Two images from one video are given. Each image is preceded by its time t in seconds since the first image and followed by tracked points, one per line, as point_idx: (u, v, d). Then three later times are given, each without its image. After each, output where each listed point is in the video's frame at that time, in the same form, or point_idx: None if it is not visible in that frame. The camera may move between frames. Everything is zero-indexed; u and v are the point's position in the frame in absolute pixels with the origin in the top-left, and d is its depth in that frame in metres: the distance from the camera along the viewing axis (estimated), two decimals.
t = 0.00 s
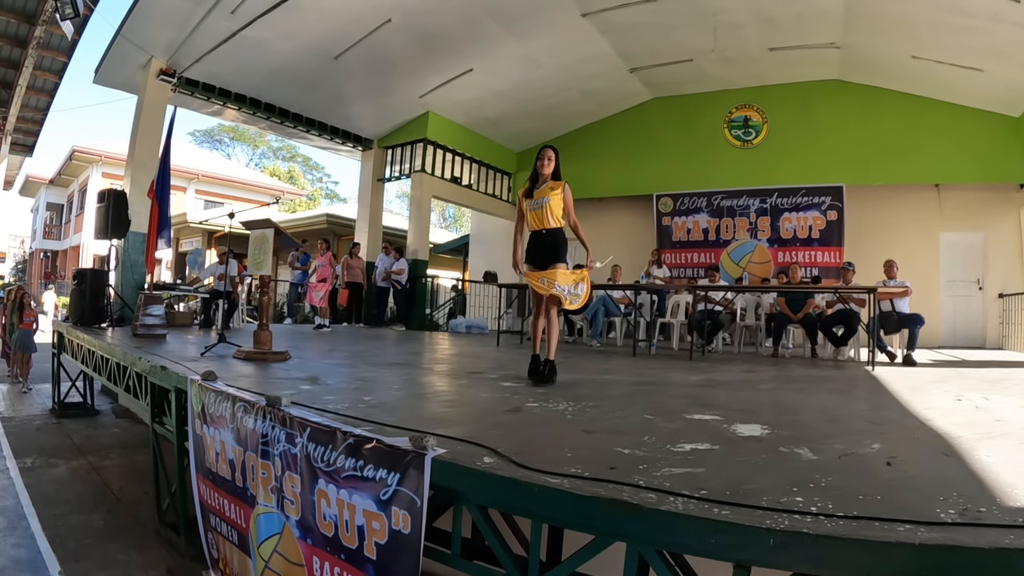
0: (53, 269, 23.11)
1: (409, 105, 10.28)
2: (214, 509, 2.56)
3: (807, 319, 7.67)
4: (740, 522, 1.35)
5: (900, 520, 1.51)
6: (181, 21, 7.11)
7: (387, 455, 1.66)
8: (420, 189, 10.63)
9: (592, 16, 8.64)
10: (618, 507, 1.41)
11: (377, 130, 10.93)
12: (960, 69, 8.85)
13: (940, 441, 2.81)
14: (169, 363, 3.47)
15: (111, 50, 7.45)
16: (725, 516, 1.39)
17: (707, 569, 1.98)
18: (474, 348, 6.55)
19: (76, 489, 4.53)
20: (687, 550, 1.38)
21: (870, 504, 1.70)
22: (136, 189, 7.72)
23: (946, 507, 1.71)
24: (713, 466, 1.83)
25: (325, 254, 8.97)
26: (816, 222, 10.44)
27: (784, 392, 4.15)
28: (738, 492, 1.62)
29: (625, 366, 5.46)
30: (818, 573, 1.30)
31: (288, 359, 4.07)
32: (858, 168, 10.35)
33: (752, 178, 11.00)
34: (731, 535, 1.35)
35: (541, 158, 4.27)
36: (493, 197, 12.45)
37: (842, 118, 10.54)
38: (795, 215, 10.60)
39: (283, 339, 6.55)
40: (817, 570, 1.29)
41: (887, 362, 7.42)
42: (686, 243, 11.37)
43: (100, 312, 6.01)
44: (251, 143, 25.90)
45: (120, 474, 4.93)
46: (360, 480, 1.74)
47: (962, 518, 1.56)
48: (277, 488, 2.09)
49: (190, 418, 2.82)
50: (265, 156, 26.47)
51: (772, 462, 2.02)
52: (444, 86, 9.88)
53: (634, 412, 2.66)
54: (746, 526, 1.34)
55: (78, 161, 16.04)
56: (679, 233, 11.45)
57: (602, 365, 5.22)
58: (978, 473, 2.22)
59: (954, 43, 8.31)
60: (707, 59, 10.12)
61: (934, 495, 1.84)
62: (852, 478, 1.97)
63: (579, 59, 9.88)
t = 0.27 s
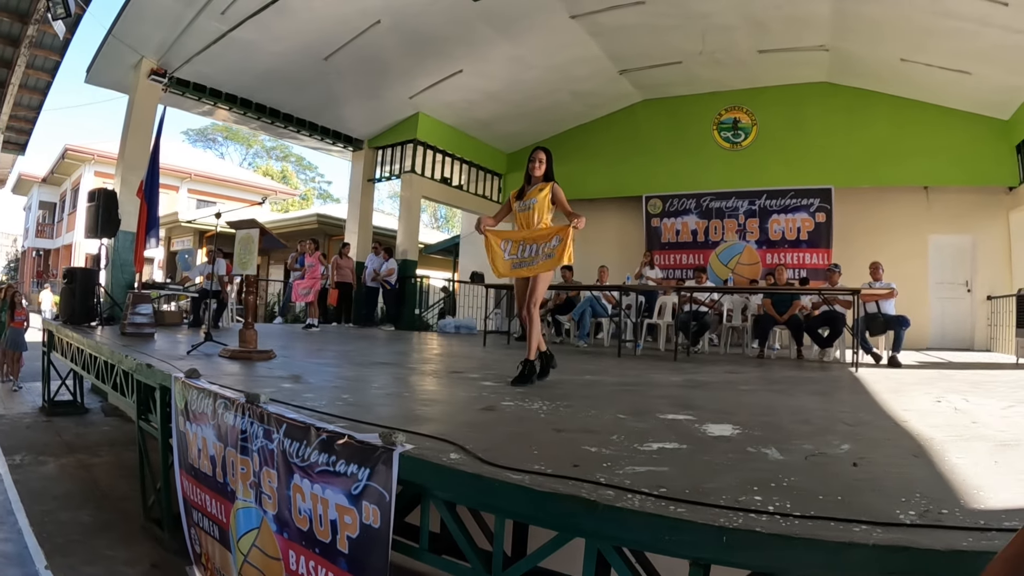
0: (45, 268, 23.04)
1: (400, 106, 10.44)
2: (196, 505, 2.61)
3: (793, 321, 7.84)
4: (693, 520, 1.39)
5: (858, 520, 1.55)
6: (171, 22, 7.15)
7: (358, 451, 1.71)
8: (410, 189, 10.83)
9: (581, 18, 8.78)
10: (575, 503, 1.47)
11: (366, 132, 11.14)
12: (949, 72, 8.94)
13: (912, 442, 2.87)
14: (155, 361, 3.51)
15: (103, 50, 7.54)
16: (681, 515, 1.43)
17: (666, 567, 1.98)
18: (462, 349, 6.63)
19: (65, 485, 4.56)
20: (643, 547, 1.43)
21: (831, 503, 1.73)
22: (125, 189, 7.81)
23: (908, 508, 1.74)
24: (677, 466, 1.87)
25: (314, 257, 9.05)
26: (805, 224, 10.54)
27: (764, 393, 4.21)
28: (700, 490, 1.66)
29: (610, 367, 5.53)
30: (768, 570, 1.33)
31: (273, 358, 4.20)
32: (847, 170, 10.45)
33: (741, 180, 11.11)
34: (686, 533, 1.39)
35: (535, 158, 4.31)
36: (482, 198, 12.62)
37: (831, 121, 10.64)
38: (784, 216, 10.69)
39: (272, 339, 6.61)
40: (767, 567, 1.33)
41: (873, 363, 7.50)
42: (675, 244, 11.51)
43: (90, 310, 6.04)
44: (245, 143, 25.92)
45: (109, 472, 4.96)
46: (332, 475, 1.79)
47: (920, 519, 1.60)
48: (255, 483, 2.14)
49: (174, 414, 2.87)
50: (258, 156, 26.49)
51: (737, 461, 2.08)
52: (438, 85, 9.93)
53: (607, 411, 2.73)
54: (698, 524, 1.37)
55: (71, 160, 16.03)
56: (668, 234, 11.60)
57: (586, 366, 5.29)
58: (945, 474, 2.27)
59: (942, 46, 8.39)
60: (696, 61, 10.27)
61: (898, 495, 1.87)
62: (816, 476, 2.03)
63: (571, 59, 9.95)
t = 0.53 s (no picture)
0: (32, 268, 22.84)
1: (387, 108, 10.57)
2: (177, 503, 2.62)
3: (777, 321, 7.99)
4: (659, 517, 1.41)
5: (827, 520, 1.58)
6: (158, 21, 7.15)
7: (331, 448, 1.74)
8: (397, 189, 10.94)
9: (569, 19, 8.89)
10: (541, 501, 1.49)
11: (353, 132, 11.24)
12: (935, 74, 9.04)
13: (888, 441, 2.91)
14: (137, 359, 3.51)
15: (90, 48, 7.53)
16: (648, 512, 1.44)
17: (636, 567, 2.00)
18: (448, 349, 6.69)
19: (49, 483, 4.54)
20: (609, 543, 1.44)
21: (801, 502, 1.77)
22: (111, 187, 7.79)
23: (878, 508, 1.79)
24: (647, 463, 1.90)
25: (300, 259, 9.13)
26: (791, 225, 10.64)
27: (744, 393, 4.27)
28: (669, 488, 1.68)
29: (594, 368, 5.58)
30: (731, 567, 1.35)
31: (256, 355, 4.25)
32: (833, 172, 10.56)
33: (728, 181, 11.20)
34: (652, 532, 1.40)
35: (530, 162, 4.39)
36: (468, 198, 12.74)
37: (818, 124, 10.75)
38: (769, 218, 10.78)
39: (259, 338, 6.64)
40: (732, 565, 1.34)
41: (858, 364, 7.60)
42: (662, 245, 11.60)
43: (75, 309, 6.03)
44: (234, 142, 25.87)
45: (93, 470, 4.94)
46: (306, 472, 1.81)
47: (889, 519, 1.63)
48: (233, 480, 2.16)
49: (155, 413, 2.88)
50: (247, 156, 26.43)
51: (709, 460, 2.11)
52: (427, 84, 9.98)
53: (584, 410, 2.77)
54: (664, 522, 1.40)
55: (59, 158, 15.93)
56: (654, 234, 11.70)
57: (570, 366, 5.34)
58: (917, 475, 2.30)
59: (929, 49, 8.49)
60: (684, 63, 10.39)
61: (869, 495, 1.91)
62: (789, 475, 2.07)
63: (561, 59, 10.03)
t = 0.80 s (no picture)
0: (18, 267, 22.56)
1: (376, 108, 10.55)
2: (162, 504, 2.59)
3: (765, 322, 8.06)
4: (647, 518, 1.40)
5: (817, 520, 1.58)
6: (146, 19, 7.10)
7: (317, 448, 1.72)
8: (385, 190, 10.88)
9: (559, 20, 8.92)
10: (528, 502, 1.48)
11: (342, 132, 11.21)
12: (923, 77, 9.12)
13: (876, 441, 2.93)
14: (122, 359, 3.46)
15: (77, 45, 7.47)
16: (637, 513, 1.44)
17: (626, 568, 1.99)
18: (436, 349, 6.68)
19: (34, 484, 4.49)
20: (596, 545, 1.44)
21: (790, 502, 1.77)
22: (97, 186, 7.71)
23: (869, 508, 1.80)
24: (635, 464, 1.90)
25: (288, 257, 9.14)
26: (778, 227, 10.70)
27: (732, 393, 4.29)
28: (658, 488, 1.67)
29: (583, 369, 5.58)
30: (721, 568, 1.34)
31: (242, 355, 4.21)
32: (822, 174, 10.63)
33: (718, 182, 11.25)
34: (641, 533, 1.39)
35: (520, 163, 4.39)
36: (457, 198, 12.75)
37: (807, 126, 10.83)
38: (757, 219, 10.83)
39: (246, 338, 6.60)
40: (722, 565, 1.34)
41: (846, 365, 7.67)
42: (650, 246, 11.63)
43: (61, 308, 5.97)
44: (222, 141, 25.70)
45: (79, 471, 4.88)
46: (292, 473, 1.80)
47: (879, 519, 1.64)
48: (218, 481, 2.14)
49: (141, 413, 2.84)
50: (235, 155, 26.29)
51: (698, 460, 2.11)
52: (418, 84, 9.95)
53: (572, 411, 2.77)
54: (653, 522, 1.39)
55: (46, 156, 15.75)
56: (642, 235, 11.74)
57: (559, 367, 5.35)
58: (905, 474, 2.32)
59: (917, 52, 8.57)
60: (673, 65, 10.45)
61: (858, 495, 1.92)
62: (779, 475, 2.08)
63: (552, 59, 10.05)
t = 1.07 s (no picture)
0: None
1: (363, 108, 10.49)
2: (157, 510, 2.51)
3: (756, 323, 8.16)
4: (672, 518, 1.38)
5: (837, 518, 1.58)
6: (134, 14, 6.98)
7: (324, 453, 1.67)
8: (373, 190, 10.76)
9: (550, 20, 8.92)
10: (548, 505, 1.44)
11: (330, 131, 11.12)
12: (911, 81, 9.23)
13: (879, 441, 2.92)
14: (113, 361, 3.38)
15: (64, 41, 7.36)
16: (661, 513, 1.41)
17: (645, 568, 2.00)
18: (429, 351, 6.65)
19: (19, 489, 4.36)
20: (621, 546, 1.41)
21: (808, 500, 1.77)
22: (85, 184, 7.57)
23: (885, 504, 1.80)
24: (649, 464, 1.87)
25: (277, 257, 9.09)
26: (767, 228, 10.77)
27: (729, 393, 4.29)
28: (677, 488, 1.65)
29: (578, 370, 5.55)
30: (750, 568, 1.32)
31: (235, 357, 4.15)
32: (812, 176, 10.71)
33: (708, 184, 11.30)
34: (666, 533, 1.37)
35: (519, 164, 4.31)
36: (445, 199, 12.70)
37: (797, 128, 10.92)
38: (746, 221, 10.91)
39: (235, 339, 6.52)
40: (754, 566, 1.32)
41: (838, 365, 7.72)
42: (639, 247, 11.65)
43: (46, 309, 5.85)
44: (208, 141, 25.42)
45: (66, 475, 4.76)
46: (298, 479, 1.74)
47: (896, 514, 1.64)
48: (218, 487, 2.08)
49: (133, 417, 2.76)
50: (220, 154, 26.02)
51: (708, 459, 2.09)
52: (410, 83, 9.89)
53: (575, 412, 2.74)
54: (681, 523, 1.36)
55: (29, 154, 15.46)
56: (632, 237, 11.76)
57: (554, 368, 5.32)
58: (914, 471, 2.31)
59: (905, 56, 8.66)
60: (662, 67, 10.49)
61: (872, 491, 1.93)
62: (791, 473, 2.07)
63: (544, 59, 10.04)
